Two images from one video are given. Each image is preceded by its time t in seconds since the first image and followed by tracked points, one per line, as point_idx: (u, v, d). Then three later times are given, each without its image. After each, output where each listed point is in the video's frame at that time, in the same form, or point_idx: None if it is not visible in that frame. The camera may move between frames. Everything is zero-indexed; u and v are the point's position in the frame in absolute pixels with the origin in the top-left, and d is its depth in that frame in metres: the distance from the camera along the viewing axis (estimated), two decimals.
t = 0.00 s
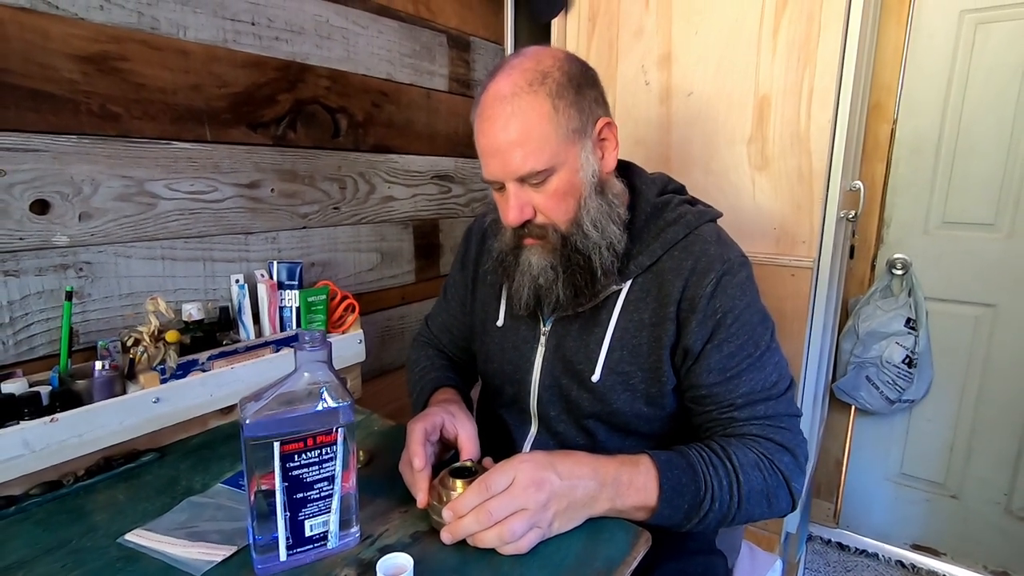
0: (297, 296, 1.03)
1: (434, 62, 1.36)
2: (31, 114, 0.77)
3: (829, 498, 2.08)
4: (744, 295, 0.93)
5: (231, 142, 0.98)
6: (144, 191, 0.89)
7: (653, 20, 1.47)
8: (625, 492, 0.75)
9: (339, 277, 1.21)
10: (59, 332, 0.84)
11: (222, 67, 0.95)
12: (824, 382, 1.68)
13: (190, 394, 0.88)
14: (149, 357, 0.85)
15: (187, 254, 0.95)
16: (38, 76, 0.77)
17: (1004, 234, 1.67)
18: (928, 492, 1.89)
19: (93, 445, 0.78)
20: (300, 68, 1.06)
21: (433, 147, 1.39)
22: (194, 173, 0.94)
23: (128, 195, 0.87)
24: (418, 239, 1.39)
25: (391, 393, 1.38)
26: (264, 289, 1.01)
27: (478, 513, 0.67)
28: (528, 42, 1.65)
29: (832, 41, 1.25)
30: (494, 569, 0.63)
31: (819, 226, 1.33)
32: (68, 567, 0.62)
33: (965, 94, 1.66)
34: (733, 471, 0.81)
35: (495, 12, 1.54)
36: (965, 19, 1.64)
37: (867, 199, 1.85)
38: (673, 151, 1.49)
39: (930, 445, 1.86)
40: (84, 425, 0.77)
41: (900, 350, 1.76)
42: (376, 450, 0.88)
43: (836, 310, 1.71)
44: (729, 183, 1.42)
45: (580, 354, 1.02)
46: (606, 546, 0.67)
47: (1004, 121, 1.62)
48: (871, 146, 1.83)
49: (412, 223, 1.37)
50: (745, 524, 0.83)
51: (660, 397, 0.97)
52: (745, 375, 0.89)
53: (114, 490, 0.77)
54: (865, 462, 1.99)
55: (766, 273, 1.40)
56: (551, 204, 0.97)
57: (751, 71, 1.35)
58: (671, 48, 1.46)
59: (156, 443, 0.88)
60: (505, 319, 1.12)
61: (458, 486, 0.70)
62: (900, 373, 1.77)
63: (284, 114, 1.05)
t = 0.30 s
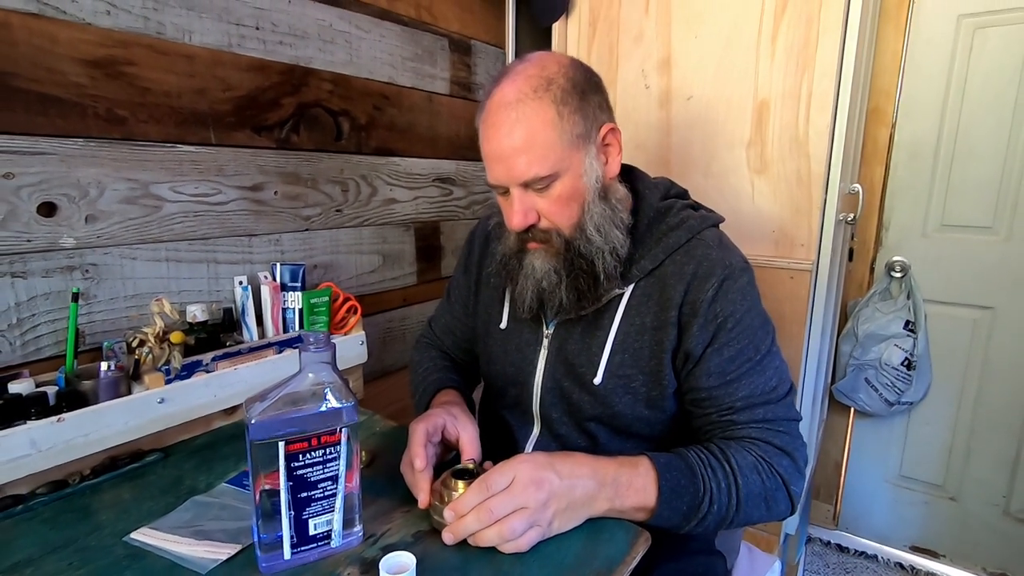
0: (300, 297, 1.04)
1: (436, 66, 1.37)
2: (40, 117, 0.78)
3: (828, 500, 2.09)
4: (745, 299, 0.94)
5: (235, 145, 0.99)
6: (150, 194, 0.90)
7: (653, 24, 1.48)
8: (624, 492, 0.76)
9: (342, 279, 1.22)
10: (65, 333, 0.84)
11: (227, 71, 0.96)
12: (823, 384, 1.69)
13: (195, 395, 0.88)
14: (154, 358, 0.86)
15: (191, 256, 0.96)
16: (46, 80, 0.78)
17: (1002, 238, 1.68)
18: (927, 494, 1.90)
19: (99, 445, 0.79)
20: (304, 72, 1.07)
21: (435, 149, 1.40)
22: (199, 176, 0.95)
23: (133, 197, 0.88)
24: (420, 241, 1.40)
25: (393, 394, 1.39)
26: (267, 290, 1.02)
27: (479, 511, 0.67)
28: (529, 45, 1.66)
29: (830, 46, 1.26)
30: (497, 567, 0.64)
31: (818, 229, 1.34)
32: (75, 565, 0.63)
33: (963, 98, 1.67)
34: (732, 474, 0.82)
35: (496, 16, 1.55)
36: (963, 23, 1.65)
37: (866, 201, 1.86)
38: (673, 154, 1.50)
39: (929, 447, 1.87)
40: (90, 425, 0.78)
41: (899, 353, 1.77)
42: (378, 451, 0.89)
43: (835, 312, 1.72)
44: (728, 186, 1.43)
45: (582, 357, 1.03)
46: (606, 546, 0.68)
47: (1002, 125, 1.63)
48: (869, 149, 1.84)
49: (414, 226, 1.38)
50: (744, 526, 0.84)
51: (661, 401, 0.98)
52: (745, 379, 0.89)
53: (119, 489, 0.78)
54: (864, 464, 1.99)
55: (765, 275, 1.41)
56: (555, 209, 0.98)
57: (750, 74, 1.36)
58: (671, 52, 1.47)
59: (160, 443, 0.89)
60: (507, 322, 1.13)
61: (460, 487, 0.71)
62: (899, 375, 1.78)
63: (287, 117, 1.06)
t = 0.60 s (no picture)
0: (303, 297, 1.05)
1: (438, 68, 1.38)
2: (46, 119, 0.78)
3: (828, 501, 2.09)
4: (747, 301, 0.95)
5: (239, 147, 1.00)
6: (155, 195, 0.91)
7: (654, 26, 1.49)
8: (624, 489, 0.77)
9: (344, 280, 1.23)
10: (70, 333, 0.85)
11: (231, 73, 0.97)
12: (823, 385, 1.69)
13: (198, 394, 0.89)
14: (159, 357, 0.87)
15: (195, 256, 0.97)
16: (53, 82, 0.79)
17: (1002, 239, 1.68)
18: (927, 495, 1.90)
19: (104, 443, 0.80)
20: (307, 74, 1.08)
21: (437, 151, 1.40)
22: (203, 177, 0.96)
23: (138, 198, 0.89)
24: (422, 241, 1.41)
25: (395, 394, 1.40)
26: (271, 290, 1.02)
27: (482, 508, 0.68)
28: (530, 47, 1.67)
29: (830, 48, 1.27)
30: (499, 564, 0.65)
31: (818, 231, 1.35)
32: (81, 561, 0.64)
33: (962, 101, 1.68)
34: (728, 472, 0.83)
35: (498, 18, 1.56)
36: (962, 26, 1.65)
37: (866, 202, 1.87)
38: (673, 155, 1.51)
39: (929, 448, 1.87)
40: (96, 423, 0.78)
41: (898, 354, 1.77)
42: (381, 450, 0.89)
43: (835, 314, 1.73)
44: (728, 188, 1.44)
45: (585, 353, 1.03)
46: (607, 544, 0.68)
47: (1002, 127, 1.64)
48: (869, 151, 1.85)
49: (415, 227, 1.39)
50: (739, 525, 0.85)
51: (662, 397, 0.98)
52: (745, 379, 0.90)
53: (124, 487, 0.79)
54: (864, 465, 2.00)
55: (765, 276, 1.41)
56: (538, 210, 1.00)
57: (751, 77, 1.37)
58: (672, 54, 1.47)
59: (165, 442, 0.90)
60: (510, 318, 1.14)
61: (461, 487, 0.72)
62: (899, 377, 1.78)
63: (291, 119, 1.07)
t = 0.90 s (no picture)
0: (303, 297, 1.05)
1: (438, 69, 1.38)
2: (48, 119, 0.79)
3: (826, 501, 2.10)
4: (744, 295, 0.96)
5: (239, 147, 1.00)
6: (155, 194, 0.91)
7: (654, 28, 1.50)
8: (664, 440, 0.77)
9: (343, 279, 1.23)
10: (71, 332, 0.86)
11: (231, 73, 0.97)
12: (821, 385, 1.70)
13: (198, 394, 0.89)
14: (159, 356, 0.87)
15: (196, 256, 0.97)
16: (55, 83, 0.79)
17: (999, 240, 1.69)
18: (924, 496, 1.91)
19: (104, 442, 0.80)
20: (308, 74, 1.09)
21: (436, 151, 1.41)
22: (204, 176, 0.96)
23: (139, 198, 0.89)
24: (421, 241, 1.41)
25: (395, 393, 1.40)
26: (271, 290, 1.02)
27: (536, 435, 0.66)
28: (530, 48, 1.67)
29: (828, 51, 1.27)
30: (499, 562, 0.65)
31: (815, 232, 1.35)
32: (82, 559, 0.64)
33: (960, 103, 1.69)
34: (756, 443, 0.84)
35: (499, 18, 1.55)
36: (960, 28, 1.66)
37: (864, 203, 1.88)
38: (672, 157, 1.51)
39: (926, 448, 1.88)
40: (96, 422, 0.78)
41: (896, 355, 1.78)
42: (381, 449, 0.90)
43: (833, 314, 1.73)
44: (727, 189, 1.44)
45: (576, 345, 1.04)
46: (606, 542, 0.69)
47: (999, 129, 1.65)
48: (867, 152, 1.86)
49: (415, 227, 1.39)
50: (756, 498, 0.86)
51: (653, 385, 0.99)
52: (754, 368, 0.92)
53: (125, 486, 0.79)
54: (861, 465, 2.01)
55: (763, 277, 1.42)
56: (525, 206, 1.01)
57: (749, 78, 1.38)
58: (671, 56, 1.48)
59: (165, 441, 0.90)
60: (508, 313, 1.14)
61: (461, 485, 0.72)
62: (896, 377, 1.79)
63: (291, 119, 1.08)
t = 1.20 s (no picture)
0: (301, 298, 1.05)
1: (436, 70, 1.38)
2: (46, 120, 0.79)
3: (824, 502, 2.10)
4: (737, 282, 0.98)
5: (237, 148, 1.00)
6: (153, 195, 0.91)
7: (652, 30, 1.50)
8: (630, 409, 0.82)
9: (341, 281, 1.23)
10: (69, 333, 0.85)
11: (229, 75, 0.97)
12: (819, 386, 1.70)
13: (196, 395, 0.89)
14: (157, 357, 0.87)
15: (194, 257, 0.97)
16: (52, 84, 0.79)
17: (996, 241, 1.69)
18: (922, 496, 1.91)
19: (102, 443, 0.80)
20: (306, 75, 1.09)
21: (435, 152, 1.41)
22: (201, 177, 0.96)
23: (137, 199, 0.89)
24: (419, 243, 1.41)
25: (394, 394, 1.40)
26: (268, 291, 1.03)
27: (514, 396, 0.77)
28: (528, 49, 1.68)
29: (825, 52, 1.27)
30: (497, 562, 0.65)
31: (813, 234, 1.36)
32: (79, 561, 0.64)
33: (956, 104, 1.69)
34: (729, 424, 0.88)
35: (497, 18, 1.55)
36: (956, 30, 1.67)
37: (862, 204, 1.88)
38: (670, 159, 1.51)
39: (923, 448, 1.89)
40: (94, 424, 0.78)
41: (893, 355, 1.78)
42: (379, 450, 0.90)
43: (830, 315, 1.74)
44: (725, 190, 1.45)
45: (577, 332, 1.04)
46: (604, 542, 0.69)
47: (996, 130, 1.65)
48: (865, 154, 1.86)
49: (413, 228, 1.39)
50: (733, 477, 0.90)
51: (651, 369, 1.00)
52: (742, 355, 0.94)
53: (123, 487, 0.79)
54: (859, 466, 2.01)
55: (761, 278, 1.42)
56: (536, 205, 1.01)
57: (747, 80, 1.38)
58: (669, 58, 1.48)
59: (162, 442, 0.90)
60: (510, 306, 1.13)
61: (460, 485, 0.72)
62: (893, 378, 1.79)
63: (289, 120, 1.08)
